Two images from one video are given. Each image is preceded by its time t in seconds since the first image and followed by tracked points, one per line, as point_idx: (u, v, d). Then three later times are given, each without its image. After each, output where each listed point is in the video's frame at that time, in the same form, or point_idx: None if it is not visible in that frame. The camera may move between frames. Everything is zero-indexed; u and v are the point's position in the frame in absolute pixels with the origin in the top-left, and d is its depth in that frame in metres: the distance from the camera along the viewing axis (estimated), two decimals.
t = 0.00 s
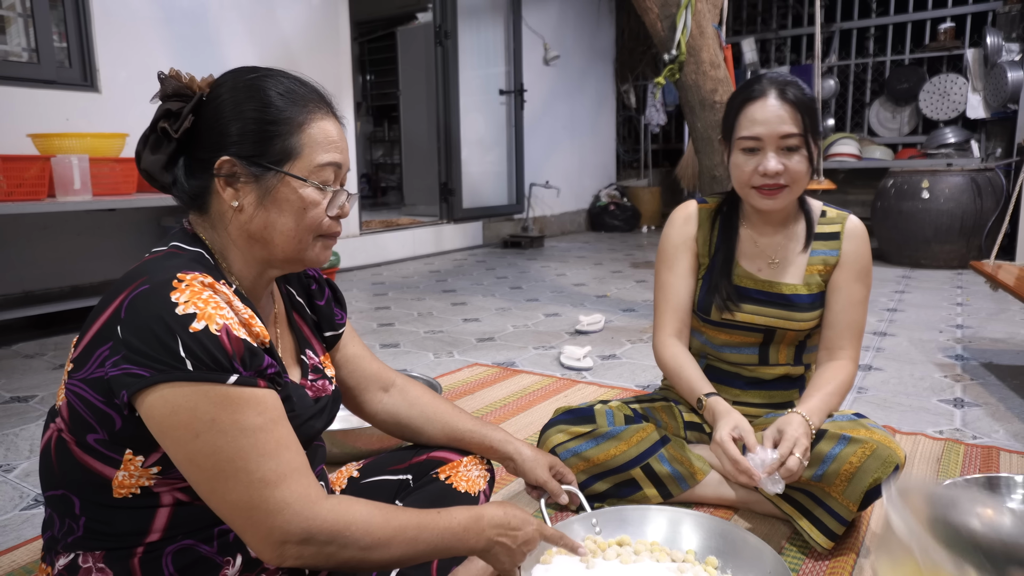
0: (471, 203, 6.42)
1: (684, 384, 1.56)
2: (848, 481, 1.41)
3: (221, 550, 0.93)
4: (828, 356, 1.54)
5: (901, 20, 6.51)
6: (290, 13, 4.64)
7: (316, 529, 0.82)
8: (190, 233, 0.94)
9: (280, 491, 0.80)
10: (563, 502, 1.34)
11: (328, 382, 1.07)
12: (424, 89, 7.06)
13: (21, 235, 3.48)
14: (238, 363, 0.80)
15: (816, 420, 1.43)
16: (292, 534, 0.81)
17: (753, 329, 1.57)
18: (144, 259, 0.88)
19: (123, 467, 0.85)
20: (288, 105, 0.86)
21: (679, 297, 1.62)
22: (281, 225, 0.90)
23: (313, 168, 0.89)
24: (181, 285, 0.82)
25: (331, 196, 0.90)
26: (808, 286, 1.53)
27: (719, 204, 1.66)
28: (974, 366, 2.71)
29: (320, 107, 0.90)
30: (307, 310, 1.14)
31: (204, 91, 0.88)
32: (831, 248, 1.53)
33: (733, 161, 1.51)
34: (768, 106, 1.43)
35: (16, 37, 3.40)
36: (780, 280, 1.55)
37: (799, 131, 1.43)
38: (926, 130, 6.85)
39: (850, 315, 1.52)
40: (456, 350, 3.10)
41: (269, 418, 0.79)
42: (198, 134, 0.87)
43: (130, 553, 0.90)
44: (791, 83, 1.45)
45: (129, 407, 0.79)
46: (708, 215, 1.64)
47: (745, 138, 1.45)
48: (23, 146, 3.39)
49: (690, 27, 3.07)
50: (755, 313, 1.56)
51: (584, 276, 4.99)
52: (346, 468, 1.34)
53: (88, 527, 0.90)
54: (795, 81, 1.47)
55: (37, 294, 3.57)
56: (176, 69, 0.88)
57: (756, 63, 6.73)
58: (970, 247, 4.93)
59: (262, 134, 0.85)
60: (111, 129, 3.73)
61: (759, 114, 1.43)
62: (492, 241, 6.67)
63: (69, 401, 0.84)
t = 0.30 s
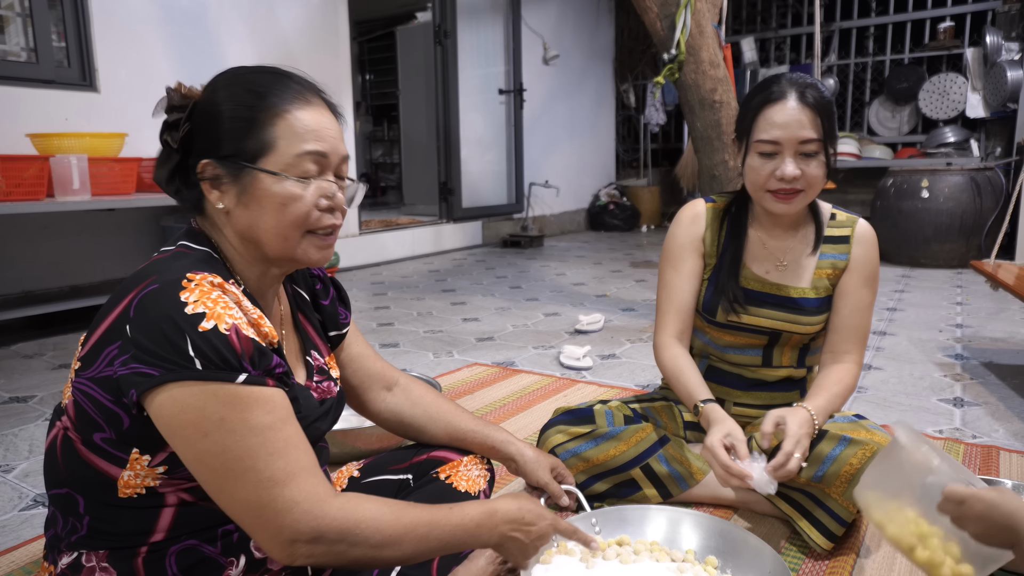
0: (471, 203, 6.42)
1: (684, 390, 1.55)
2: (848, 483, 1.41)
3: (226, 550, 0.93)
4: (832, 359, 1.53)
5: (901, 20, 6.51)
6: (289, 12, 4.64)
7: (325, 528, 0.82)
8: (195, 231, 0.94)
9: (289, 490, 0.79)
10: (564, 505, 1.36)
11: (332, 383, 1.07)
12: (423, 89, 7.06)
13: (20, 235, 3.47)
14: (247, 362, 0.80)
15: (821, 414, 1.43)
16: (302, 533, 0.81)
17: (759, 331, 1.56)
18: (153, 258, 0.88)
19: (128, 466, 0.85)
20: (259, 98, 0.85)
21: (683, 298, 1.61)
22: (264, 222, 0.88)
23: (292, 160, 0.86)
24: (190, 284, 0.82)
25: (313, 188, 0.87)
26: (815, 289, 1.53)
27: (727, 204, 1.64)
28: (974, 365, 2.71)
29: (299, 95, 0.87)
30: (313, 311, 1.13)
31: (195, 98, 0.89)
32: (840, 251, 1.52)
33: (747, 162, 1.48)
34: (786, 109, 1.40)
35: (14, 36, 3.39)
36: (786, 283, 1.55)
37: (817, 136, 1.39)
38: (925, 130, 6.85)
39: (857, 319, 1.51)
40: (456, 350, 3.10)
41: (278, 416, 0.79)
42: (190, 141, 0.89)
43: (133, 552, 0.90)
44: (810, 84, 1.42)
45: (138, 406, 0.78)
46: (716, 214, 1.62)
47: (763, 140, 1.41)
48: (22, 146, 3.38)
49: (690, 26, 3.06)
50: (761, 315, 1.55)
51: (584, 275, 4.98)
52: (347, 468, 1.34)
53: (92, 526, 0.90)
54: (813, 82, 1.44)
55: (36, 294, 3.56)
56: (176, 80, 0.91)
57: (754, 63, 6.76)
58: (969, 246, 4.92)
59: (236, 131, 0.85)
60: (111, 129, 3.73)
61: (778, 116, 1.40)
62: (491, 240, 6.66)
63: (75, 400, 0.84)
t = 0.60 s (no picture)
0: (471, 202, 6.42)
1: (686, 385, 1.55)
2: (848, 485, 1.41)
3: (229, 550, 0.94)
4: (836, 361, 1.54)
5: (901, 19, 6.52)
6: (289, 11, 4.64)
7: (333, 526, 0.82)
8: (196, 228, 0.94)
9: (295, 489, 0.80)
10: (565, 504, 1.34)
11: (336, 384, 1.07)
12: (424, 88, 7.06)
13: (21, 234, 3.47)
14: (251, 361, 0.81)
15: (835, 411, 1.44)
16: (310, 531, 0.81)
17: (761, 334, 1.57)
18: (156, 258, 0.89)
19: (133, 467, 0.85)
20: (225, 98, 0.85)
21: (685, 299, 1.60)
22: (239, 223, 0.88)
23: (258, 160, 0.86)
24: (194, 285, 0.82)
25: (284, 188, 0.87)
26: (819, 293, 1.53)
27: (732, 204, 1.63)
28: (975, 364, 2.71)
29: (267, 93, 0.86)
30: (315, 311, 1.13)
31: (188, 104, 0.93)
32: (845, 255, 1.52)
33: (758, 164, 1.46)
34: (801, 112, 1.37)
35: (15, 36, 3.39)
36: (790, 286, 1.54)
37: (834, 139, 1.38)
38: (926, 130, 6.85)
39: (860, 322, 1.52)
40: (456, 349, 3.10)
41: (283, 415, 0.79)
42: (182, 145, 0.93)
43: (137, 552, 0.90)
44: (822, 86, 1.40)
45: (142, 407, 0.78)
46: (720, 214, 1.61)
47: (779, 144, 1.39)
48: (23, 145, 3.38)
49: (690, 26, 3.07)
50: (765, 318, 1.55)
51: (584, 275, 4.98)
52: (349, 467, 1.34)
53: (96, 525, 0.90)
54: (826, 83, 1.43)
55: (37, 293, 3.56)
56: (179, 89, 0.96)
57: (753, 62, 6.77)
58: (970, 246, 4.93)
59: (203, 132, 0.86)
60: (112, 128, 3.73)
61: (793, 119, 1.37)
62: (491, 240, 6.66)
63: (80, 400, 0.84)
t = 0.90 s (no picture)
0: (473, 201, 6.42)
1: (694, 385, 1.55)
2: (851, 483, 1.41)
3: (231, 550, 0.93)
4: (840, 363, 1.55)
5: (903, 18, 6.51)
6: (290, 10, 4.64)
7: (298, 550, 0.81)
8: (198, 228, 0.94)
9: (267, 505, 0.79)
10: (566, 503, 1.38)
11: (338, 382, 1.06)
12: (425, 87, 7.07)
13: (23, 233, 3.48)
14: (241, 371, 0.80)
15: (841, 409, 1.46)
16: (273, 551, 0.80)
17: (766, 338, 1.56)
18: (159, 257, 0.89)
19: (132, 468, 0.85)
20: (221, 95, 0.86)
21: (690, 301, 1.59)
22: (239, 219, 0.88)
23: (256, 154, 0.86)
24: (192, 288, 0.82)
25: (282, 181, 0.87)
26: (824, 296, 1.53)
27: (738, 206, 1.63)
28: (977, 364, 2.71)
29: (263, 87, 0.87)
30: (318, 310, 1.13)
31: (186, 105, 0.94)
32: (852, 258, 1.52)
33: (772, 167, 1.45)
34: (818, 115, 1.37)
35: (17, 35, 3.39)
36: (797, 290, 1.53)
37: (851, 143, 1.38)
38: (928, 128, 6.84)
39: (863, 325, 1.53)
40: (458, 348, 3.10)
41: (267, 429, 0.79)
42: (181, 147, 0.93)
43: (140, 551, 0.90)
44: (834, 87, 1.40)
45: (135, 408, 0.78)
46: (727, 216, 1.60)
47: (798, 148, 1.38)
48: (25, 145, 3.39)
49: (692, 25, 3.06)
50: (771, 321, 1.54)
51: (586, 274, 4.98)
52: (351, 466, 1.34)
53: (98, 524, 0.90)
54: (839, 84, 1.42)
55: (39, 293, 3.57)
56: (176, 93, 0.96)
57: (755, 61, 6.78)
58: (971, 245, 4.92)
59: (200, 130, 0.87)
60: (114, 127, 3.74)
61: (812, 122, 1.37)
62: (493, 239, 6.65)
63: (80, 399, 0.84)
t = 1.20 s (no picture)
0: (474, 201, 6.42)
1: (698, 388, 1.55)
2: (854, 490, 1.41)
3: (230, 549, 0.94)
4: (844, 369, 1.55)
5: (904, 17, 6.50)
6: (292, 10, 4.64)
7: (302, 539, 0.79)
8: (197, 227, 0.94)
9: (267, 496, 0.78)
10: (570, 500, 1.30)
11: (336, 382, 1.06)
12: (426, 87, 7.07)
13: (25, 233, 3.48)
14: (237, 361, 0.80)
15: (846, 416, 1.46)
16: (281, 540, 0.79)
17: (771, 343, 1.56)
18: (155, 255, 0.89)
19: (130, 465, 0.85)
20: (212, 90, 0.86)
21: (693, 304, 1.60)
22: (238, 212, 0.88)
23: (252, 146, 0.86)
24: (186, 281, 0.82)
25: (280, 170, 0.87)
26: (830, 302, 1.52)
27: (745, 208, 1.61)
28: (979, 363, 2.71)
29: (254, 80, 0.87)
30: (316, 308, 1.13)
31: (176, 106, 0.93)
32: (860, 264, 1.51)
33: (776, 171, 1.45)
34: (822, 122, 1.36)
35: (18, 34, 3.39)
36: (802, 296, 1.53)
37: (856, 150, 1.37)
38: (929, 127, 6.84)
39: (868, 331, 1.53)
40: (459, 348, 3.10)
41: (264, 417, 0.78)
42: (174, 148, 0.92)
43: (139, 549, 0.90)
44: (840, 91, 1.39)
45: (133, 403, 0.79)
46: (734, 219, 1.59)
47: (800, 154, 1.38)
48: (26, 144, 3.39)
49: (693, 24, 3.04)
50: (776, 326, 1.54)
51: (587, 273, 4.98)
52: (352, 465, 1.34)
53: (98, 522, 0.90)
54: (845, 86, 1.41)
55: (40, 292, 3.57)
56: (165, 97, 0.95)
57: (756, 61, 6.78)
58: (973, 245, 4.92)
59: (193, 127, 0.86)
60: (115, 126, 3.74)
61: (816, 128, 1.36)
62: (494, 238, 6.65)
63: (78, 398, 0.85)
